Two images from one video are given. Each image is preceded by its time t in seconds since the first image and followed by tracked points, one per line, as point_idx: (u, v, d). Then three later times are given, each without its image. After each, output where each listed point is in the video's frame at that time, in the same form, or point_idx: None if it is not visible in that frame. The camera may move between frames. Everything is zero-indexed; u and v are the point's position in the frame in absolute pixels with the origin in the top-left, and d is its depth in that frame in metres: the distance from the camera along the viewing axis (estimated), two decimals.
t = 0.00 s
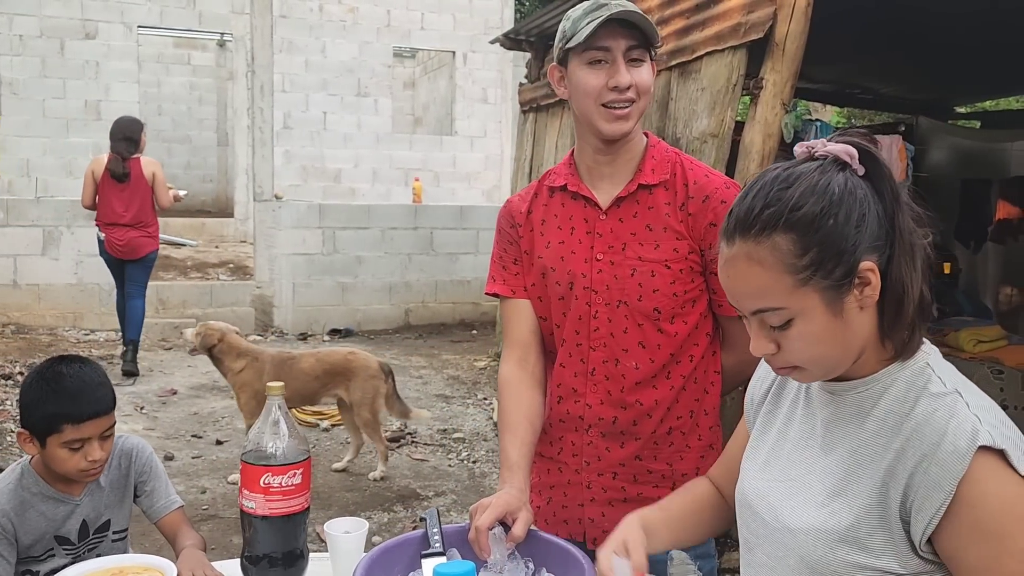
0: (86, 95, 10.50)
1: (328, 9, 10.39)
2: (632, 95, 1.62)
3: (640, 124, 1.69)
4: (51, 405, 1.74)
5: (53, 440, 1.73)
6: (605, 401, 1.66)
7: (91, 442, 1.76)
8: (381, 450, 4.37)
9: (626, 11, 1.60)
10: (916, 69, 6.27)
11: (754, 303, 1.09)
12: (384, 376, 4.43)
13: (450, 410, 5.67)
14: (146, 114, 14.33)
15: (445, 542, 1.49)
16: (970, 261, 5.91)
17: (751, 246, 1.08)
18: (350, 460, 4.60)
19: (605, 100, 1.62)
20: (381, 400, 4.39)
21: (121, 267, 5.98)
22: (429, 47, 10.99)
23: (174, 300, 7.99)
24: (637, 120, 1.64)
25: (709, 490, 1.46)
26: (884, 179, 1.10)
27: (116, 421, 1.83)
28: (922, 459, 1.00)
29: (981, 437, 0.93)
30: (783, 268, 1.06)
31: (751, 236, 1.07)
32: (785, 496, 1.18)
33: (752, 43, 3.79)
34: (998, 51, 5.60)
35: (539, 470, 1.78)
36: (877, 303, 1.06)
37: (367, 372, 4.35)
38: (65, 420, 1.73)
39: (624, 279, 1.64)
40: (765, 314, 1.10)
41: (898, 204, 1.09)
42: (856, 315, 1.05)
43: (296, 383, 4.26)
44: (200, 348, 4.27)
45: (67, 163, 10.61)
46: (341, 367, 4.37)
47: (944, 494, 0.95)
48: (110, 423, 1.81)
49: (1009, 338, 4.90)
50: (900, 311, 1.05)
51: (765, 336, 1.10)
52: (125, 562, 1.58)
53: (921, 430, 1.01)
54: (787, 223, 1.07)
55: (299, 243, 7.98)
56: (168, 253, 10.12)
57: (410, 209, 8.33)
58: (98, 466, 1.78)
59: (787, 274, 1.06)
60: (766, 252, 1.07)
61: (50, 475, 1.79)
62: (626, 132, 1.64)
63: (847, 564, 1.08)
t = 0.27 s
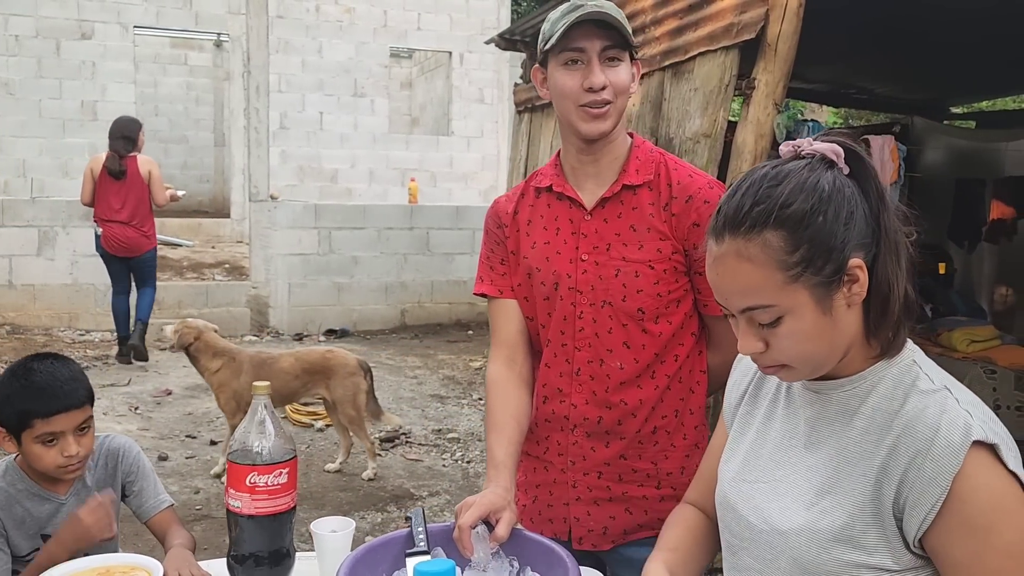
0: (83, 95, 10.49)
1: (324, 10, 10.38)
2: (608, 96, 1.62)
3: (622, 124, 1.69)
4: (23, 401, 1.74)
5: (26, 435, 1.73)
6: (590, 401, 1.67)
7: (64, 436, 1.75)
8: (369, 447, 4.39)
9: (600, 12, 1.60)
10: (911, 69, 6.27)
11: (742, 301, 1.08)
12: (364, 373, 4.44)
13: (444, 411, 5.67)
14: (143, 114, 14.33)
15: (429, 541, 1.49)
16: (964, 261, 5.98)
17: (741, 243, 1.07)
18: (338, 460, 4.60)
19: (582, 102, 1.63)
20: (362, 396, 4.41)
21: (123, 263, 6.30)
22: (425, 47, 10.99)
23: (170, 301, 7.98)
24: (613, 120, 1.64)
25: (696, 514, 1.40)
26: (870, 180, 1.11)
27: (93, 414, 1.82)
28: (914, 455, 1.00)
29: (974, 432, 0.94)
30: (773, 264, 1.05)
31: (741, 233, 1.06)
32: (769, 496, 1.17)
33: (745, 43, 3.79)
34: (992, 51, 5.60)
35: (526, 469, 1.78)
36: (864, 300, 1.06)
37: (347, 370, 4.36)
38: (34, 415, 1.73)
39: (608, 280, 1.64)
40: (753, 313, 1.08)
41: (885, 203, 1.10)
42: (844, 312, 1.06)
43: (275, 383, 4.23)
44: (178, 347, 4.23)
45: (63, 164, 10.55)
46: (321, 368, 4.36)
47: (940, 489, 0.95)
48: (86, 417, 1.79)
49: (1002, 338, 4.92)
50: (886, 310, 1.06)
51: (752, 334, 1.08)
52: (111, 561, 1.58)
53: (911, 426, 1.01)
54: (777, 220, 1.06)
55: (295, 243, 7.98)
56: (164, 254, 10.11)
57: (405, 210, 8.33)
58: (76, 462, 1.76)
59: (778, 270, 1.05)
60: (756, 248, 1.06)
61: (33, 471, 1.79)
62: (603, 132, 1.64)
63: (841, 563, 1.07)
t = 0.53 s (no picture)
0: (79, 95, 10.48)
1: (321, 10, 10.38)
2: (587, 97, 1.63)
3: (606, 123, 1.69)
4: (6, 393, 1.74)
5: (11, 428, 1.73)
6: (578, 399, 1.67)
7: (49, 430, 1.75)
8: (358, 447, 4.39)
9: (578, 12, 1.60)
10: (905, 70, 6.28)
11: (738, 299, 1.07)
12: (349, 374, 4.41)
13: (439, 411, 5.68)
14: (140, 114, 14.32)
15: (417, 540, 1.49)
16: (959, 261, 5.99)
17: (736, 241, 1.07)
18: (332, 459, 4.61)
19: (562, 102, 1.64)
20: (347, 397, 4.41)
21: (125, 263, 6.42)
22: (422, 47, 11.00)
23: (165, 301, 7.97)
24: (595, 120, 1.64)
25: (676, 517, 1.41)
26: (859, 178, 1.12)
27: (78, 408, 1.82)
28: (907, 452, 1.00)
29: (967, 429, 0.95)
30: (769, 263, 1.05)
31: (737, 231, 1.05)
32: (754, 494, 1.17)
33: (738, 43, 3.81)
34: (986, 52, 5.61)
35: (514, 468, 1.79)
36: (856, 299, 1.07)
37: (332, 370, 4.35)
38: (18, 409, 1.72)
39: (595, 279, 1.65)
40: (744, 311, 1.08)
41: (873, 202, 1.10)
42: (836, 311, 1.06)
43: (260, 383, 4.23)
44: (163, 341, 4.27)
45: (59, 164, 10.62)
46: (306, 371, 4.35)
47: (934, 487, 0.96)
48: (71, 412, 1.79)
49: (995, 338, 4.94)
50: (876, 310, 1.07)
51: (745, 332, 1.08)
52: (99, 560, 1.57)
53: (902, 424, 1.02)
54: (774, 218, 1.06)
55: (291, 244, 7.99)
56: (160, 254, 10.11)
57: (402, 210, 8.34)
58: (59, 456, 1.76)
59: (774, 269, 1.05)
60: (752, 246, 1.06)
61: (21, 466, 1.80)
62: (584, 132, 1.65)
63: (830, 561, 1.07)
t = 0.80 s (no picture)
0: (76, 95, 10.48)
1: (318, 10, 10.37)
2: (570, 100, 1.62)
3: (594, 125, 1.69)
4: None
5: None
6: (569, 400, 1.68)
7: (37, 428, 1.74)
8: (352, 447, 4.40)
9: (559, 17, 1.60)
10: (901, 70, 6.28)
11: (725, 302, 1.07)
12: (340, 375, 4.42)
13: (436, 411, 5.68)
14: (138, 114, 14.31)
15: (407, 540, 1.49)
16: (955, 261, 5.99)
17: (721, 241, 1.07)
18: (327, 459, 4.61)
19: (544, 106, 1.64)
20: (340, 397, 4.42)
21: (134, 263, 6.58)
22: (419, 48, 11.00)
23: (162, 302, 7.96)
24: (578, 124, 1.64)
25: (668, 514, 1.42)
26: (849, 181, 1.12)
27: (69, 407, 1.82)
28: (894, 454, 1.01)
29: (954, 433, 0.95)
30: (752, 264, 1.05)
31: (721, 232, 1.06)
32: (743, 494, 1.17)
33: (733, 43, 3.81)
34: (982, 52, 5.61)
35: (505, 468, 1.79)
36: (842, 302, 1.07)
37: (323, 371, 4.36)
38: (6, 406, 1.72)
39: (586, 280, 1.65)
40: (728, 311, 1.09)
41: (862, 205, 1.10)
42: (821, 314, 1.06)
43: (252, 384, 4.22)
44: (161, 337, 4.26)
45: (57, 164, 10.62)
46: (297, 372, 4.35)
47: (920, 490, 0.96)
48: (60, 410, 1.79)
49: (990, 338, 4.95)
50: (862, 313, 1.07)
51: (728, 332, 1.08)
52: (90, 561, 1.55)
53: (889, 426, 1.02)
54: (759, 219, 1.06)
55: (288, 244, 7.98)
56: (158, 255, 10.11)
57: (399, 210, 8.34)
58: (47, 454, 1.76)
59: (760, 271, 1.05)
60: (739, 248, 1.06)
61: (11, 466, 1.80)
62: (566, 135, 1.65)
63: (817, 562, 1.07)
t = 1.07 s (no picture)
0: (74, 95, 10.47)
1: (317, 10, 10.36)
2: (560, 103, 1.63)
3: (587, 126, 1.70)
4: None
5: None
6: (562, 402, 1.68)
7: (30, 436, 1.75)
8: (348, 447, 4.41)
9: (549, 22, 1.60)
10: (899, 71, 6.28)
11: (697, 297, 1.10)
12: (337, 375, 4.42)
13: (433, 412, 5.68)
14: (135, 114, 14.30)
15: (401, 541, 1.49)
16: (953, 261, 5.99)
17: (700, 241, 1.09)
18: (325, 459, 4.61)
19: (535, 109, 1.65)
20: (337, 397, 4.43)
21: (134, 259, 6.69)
22: (418, 48, 11.00)
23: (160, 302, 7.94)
24: (569, 127, 1.65)
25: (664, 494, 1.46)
26: (846, 184, 1.09)
27: (62, 411, 1.82)
28: (878, 461, 1.00)
29: (937, 441, 0.94)
30: (725, 266, 1.07)
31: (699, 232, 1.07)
32: (733, 497, 1.18)
33: (730, 44, 3.82)
34: (979, 52, 5.62)
35: (500, 469, 1.80)
36: (819, 310, 1.06)
37: (320, 372, 4.37)
38: None
39: (578, 281, 1.65)
40: (706, 310, 1.11)
41: (857, 211, 1.08)
42: (796, 321, 1.06)
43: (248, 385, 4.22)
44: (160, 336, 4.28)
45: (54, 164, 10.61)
46: (294, 373, 4.34)
47: (902, 498, 0.95)
48: (53, 416, 1.79)
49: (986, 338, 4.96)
50: (847, 322, 1.05)
51: (704, 330, 1.11)
52: (85, 561, 1.54)
53: (876, 432, 1.02)
54: (736, 223, 1.07)
55: (286, 244, 7.97)
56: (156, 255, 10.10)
57: (396, 211, 8.35)
58: (41, 462, 1.76)
59: (729, 273, 1.06)
60: (712, 248, 1.08)
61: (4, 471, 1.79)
62: (558, 137, 1.66)
63: (801, 566, 1.08)
